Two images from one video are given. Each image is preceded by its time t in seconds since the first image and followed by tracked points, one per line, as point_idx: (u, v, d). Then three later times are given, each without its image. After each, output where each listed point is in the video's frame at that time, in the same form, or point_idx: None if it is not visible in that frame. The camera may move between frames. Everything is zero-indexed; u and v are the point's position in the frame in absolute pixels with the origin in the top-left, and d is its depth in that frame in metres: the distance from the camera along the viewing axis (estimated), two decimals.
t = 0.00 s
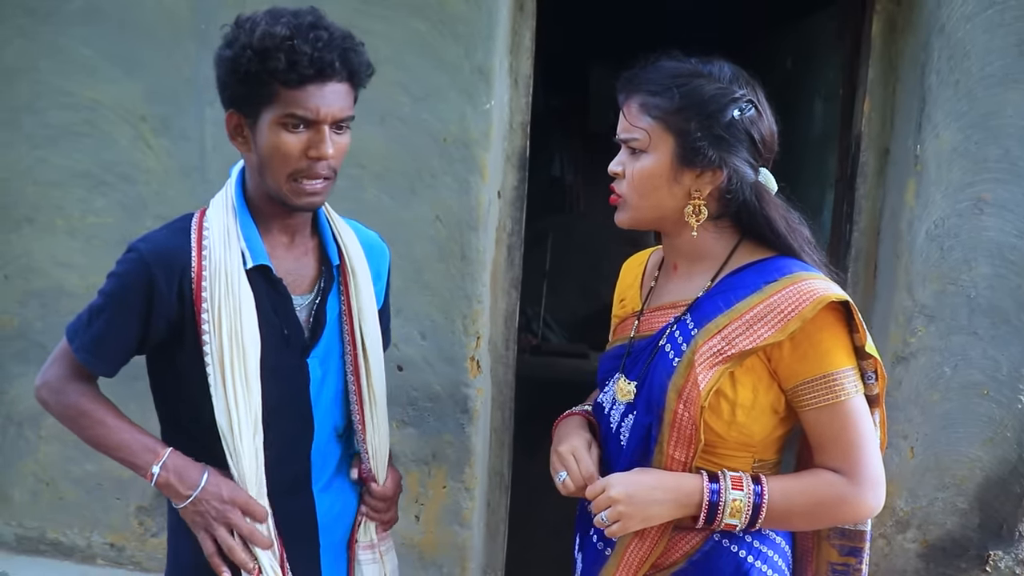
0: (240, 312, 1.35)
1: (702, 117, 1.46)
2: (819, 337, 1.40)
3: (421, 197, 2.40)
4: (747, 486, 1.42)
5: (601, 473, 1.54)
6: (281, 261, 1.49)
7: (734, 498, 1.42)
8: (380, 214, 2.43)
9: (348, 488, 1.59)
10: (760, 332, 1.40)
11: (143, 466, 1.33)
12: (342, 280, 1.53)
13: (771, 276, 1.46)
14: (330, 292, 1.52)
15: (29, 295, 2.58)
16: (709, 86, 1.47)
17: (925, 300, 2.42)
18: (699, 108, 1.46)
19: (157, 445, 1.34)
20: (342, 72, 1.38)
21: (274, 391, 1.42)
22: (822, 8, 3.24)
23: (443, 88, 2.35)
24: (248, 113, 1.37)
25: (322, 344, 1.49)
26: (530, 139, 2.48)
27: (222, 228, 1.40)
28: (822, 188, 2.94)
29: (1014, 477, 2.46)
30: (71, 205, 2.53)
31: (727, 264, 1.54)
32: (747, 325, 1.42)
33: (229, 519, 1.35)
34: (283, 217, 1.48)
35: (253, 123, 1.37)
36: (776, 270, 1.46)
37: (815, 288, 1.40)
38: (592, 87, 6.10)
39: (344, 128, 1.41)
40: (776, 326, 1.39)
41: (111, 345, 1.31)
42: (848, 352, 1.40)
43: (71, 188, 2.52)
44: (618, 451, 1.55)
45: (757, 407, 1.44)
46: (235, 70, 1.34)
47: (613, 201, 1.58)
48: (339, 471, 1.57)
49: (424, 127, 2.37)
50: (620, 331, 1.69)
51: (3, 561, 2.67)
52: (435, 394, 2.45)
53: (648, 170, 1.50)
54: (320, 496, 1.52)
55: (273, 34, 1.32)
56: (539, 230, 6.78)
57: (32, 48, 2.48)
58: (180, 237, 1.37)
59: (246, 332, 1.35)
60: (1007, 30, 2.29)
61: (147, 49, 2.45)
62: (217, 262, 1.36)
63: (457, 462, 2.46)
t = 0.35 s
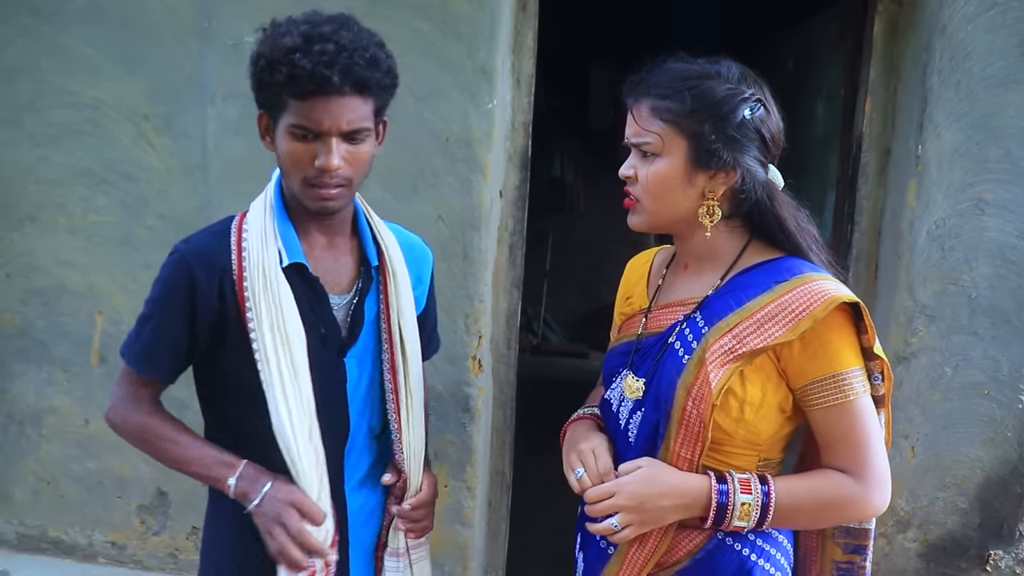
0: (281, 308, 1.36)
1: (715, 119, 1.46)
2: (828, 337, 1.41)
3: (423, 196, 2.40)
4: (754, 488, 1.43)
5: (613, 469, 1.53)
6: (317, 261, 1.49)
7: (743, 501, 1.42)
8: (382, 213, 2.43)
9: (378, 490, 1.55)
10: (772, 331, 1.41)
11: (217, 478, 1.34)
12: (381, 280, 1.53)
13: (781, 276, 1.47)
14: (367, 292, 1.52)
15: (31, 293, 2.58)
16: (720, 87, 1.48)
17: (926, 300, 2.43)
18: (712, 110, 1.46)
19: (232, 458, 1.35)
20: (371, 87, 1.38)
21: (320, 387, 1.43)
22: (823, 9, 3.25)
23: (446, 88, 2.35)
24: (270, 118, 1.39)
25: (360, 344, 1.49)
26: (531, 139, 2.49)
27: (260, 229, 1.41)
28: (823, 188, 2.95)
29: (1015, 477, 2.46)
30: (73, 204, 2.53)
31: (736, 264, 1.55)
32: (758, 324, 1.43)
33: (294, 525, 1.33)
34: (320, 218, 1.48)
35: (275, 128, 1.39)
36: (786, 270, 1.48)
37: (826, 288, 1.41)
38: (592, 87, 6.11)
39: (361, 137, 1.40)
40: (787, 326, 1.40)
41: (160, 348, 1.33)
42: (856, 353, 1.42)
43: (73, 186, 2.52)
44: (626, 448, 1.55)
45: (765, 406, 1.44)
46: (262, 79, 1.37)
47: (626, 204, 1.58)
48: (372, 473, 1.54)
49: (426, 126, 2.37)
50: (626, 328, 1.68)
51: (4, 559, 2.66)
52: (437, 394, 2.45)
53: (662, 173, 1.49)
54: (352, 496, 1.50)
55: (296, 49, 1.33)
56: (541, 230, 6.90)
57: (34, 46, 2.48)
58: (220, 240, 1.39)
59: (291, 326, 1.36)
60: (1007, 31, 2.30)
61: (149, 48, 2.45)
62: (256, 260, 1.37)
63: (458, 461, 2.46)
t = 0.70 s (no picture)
0: (324, 303, 1.38)
1: (727, 121, 1.47)
2: (833, 338, 1.42)
3: (423, 196, 2.40)
4: (762, 488, 1.43)
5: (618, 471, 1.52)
6: (357, 261, 1.50)
7: (751, 501, 1.42)
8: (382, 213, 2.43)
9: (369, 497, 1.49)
10: (779, 332, 1.42)
11: (310, 397, 1.29)
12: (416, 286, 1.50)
13: (788, 277, 1.48)
14: (403, 298, 1.51)
15: (30, 292, 2.58)
16: (731, 89, 1.48)
17: (925, 302, 2.44)
18: (725, 113, 1.47)
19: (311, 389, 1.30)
20: (354, 101, 1.34)
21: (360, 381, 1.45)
22: (824, 10, 3.26)
23: (446, 88, 2.35)
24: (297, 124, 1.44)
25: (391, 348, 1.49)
26: (532, 139, 2.49)
27: (302, 226, 1.45)
28: (823, 189, 2.95)
29: (1013, 478, 2.46)
30: (72, 202, 2.52)
31: (742, 265, 1.55)
32: (765, 324, 1.43)
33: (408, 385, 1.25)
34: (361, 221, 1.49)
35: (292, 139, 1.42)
36: (792, 271, 1.48)
37: (832, 291, 1.43)
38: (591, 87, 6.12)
39: (369, 147, 1.38)
40: (794, 326, 1.41)
41: (229, 340, 1.37)
42: (860, 354, 1.43)
43: (73, 185, 2.52)
44: (629, 447, 1.55)
45: (770, 406, 1.45)
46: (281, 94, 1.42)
47: (636, 206, 1.57)
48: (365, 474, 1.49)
49: (426, 126, 2.37)
50: (629, 327, 1.68)
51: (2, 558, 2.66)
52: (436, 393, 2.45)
53: (677, 177, 1.49)
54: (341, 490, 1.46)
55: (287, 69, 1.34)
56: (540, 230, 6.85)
57: (34, 45, 2.48)
58: (265, 234, 1.43)
59: (331, 320, 1.38)
60: (1007, 34, 2.30)
61: (150, 47, 2.44)
62: (298, 253, 1.40)
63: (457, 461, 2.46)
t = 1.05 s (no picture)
0: (309, 301, 1.38)
1: (741, 121, 1.46)
2: (838, 339, 1.42)
3: (420, 195, 2.40)
4: (766, 485, 1.43)
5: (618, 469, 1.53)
6: (352, 262, 1.51)
7: (755, 498, 1.42)
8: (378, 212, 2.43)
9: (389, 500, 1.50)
10: (785, 332, 1.41)
11: (235, 483, 1.32)
12: (411, 294, 1.50)
13: (793, 277, 1.47)
14: (399, 300, 1.51)
15: (26, 291, 2.57)
16: (742, 88, 1.48)
17: (922, 301, 2.44)
18: (738, 113, 1.46)
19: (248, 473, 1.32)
20: (359, 88, 1.35)
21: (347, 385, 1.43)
22: (821, 10, 3.26)
23: (443, 86, 2.35)
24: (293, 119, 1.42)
25: (384, 349, 1.48)
26: (529, 138, 2.49)
27: (298, 223, 1.46)
28: (820, 189, 2.95)
29: (1010, 478, 2.46)
30: (69, 201, 2.52)
31: (746, 265, 1.55)
32: (771, 324, 1.43)
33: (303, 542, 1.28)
34: (356, 218, 1.48)
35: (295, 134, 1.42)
36: (797, 272, 1.48)
37: (838, 291, 1.42)
38: (590, 87, 6.12)
39: (370, 137, 1.38)
40: (800, 327, 1.40)
41: (206, 335, 1.37)
42: (864, 355, 1.43)
43: (70, 184, 2.52)
44: (632, 446, 1.55)
45: (774, 405, 1.44)
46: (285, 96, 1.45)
47: (646, 207, 1.56)
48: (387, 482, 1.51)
49: (423, 125, 2.37)
50: (631, 327, 1.68)
51: None
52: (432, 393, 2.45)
53: (691, 178, 1.48)
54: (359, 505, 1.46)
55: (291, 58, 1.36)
56: (537, 229, 6.84)
57: (31, 44, 2.48)
58: (262, 232, 1.45)
59: (315, 319, 1.38)
60: (1004, 33, 2.30)
61: (147, 46, 2.44)
62: (290, 252, 1.41)
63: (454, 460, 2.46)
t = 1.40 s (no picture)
0: (274, 304, 1.39)
1: (756, 120, 1.46)
2: (853, 341, 1.41)
3: (424, 194, 2.40)
4: (774, 484, 1.43)
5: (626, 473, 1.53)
6: (327, 261, 1.51)
7: (763, 496, 1.42)
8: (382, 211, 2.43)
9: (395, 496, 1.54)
10: (798, 334, 1.41)
11: (144, 530, 1.53)
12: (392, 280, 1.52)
13: (805, 279, 1.47)
14: (378, 293, 1.51)
15: (31, 288, 2.58)
16: (756, 88, 1.48)
17: (926, 303, 2.42)
18: (753, 112, 1.46)
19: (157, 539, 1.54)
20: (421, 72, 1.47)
21: (312, 388, 1.43)
22: (826, 10, 3.25)
23: (447, 85, 2.35)
24: (333, 105, 1.40)
25: (368, 343, 1.48)
26: (533, 138, 2.49)
27: (268, 225, 1.46)
28: (824, 190, 2.93)
29: (1014, 480, 2.46)
30: (73, 199, 2.53)
31: (757, 267, 1.54)
32: (784, 326, 1.43)
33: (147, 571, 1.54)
34: (340, 213, 1.50)
35: (335, 116, 1.40)
36: (810, 273, 1.47)
37: (851, 293, 1.41)
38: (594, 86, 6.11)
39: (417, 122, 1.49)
40: (814, 328, 1.40)
41: (180, 346, 1.45)
42: (876, 357, 1.43)
43: (74, 181, 2.52)
44: (643, 449, 1.55)
45: (787, 408, 1.44)
46: (298, 87, 1.42)
47: (658, 208, 1.55)
48: (386, 477, 1.53)
49: (427, 124, 2.37)
50: (640, 328, 1.67)
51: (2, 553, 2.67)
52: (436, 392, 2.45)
53: (706, 177, 1.47)
54: (349, 501, 1.47)
55: (344, 36, 1.38)
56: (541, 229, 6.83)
57: (36, 41, 2.48)
58: (228, 236, 1.45)
59: (278, 323, 1.38)
60: (1011, 33, 2.30)
61: (151, 44, 2.44)
62: (259, 257, 1.42)
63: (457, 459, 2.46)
